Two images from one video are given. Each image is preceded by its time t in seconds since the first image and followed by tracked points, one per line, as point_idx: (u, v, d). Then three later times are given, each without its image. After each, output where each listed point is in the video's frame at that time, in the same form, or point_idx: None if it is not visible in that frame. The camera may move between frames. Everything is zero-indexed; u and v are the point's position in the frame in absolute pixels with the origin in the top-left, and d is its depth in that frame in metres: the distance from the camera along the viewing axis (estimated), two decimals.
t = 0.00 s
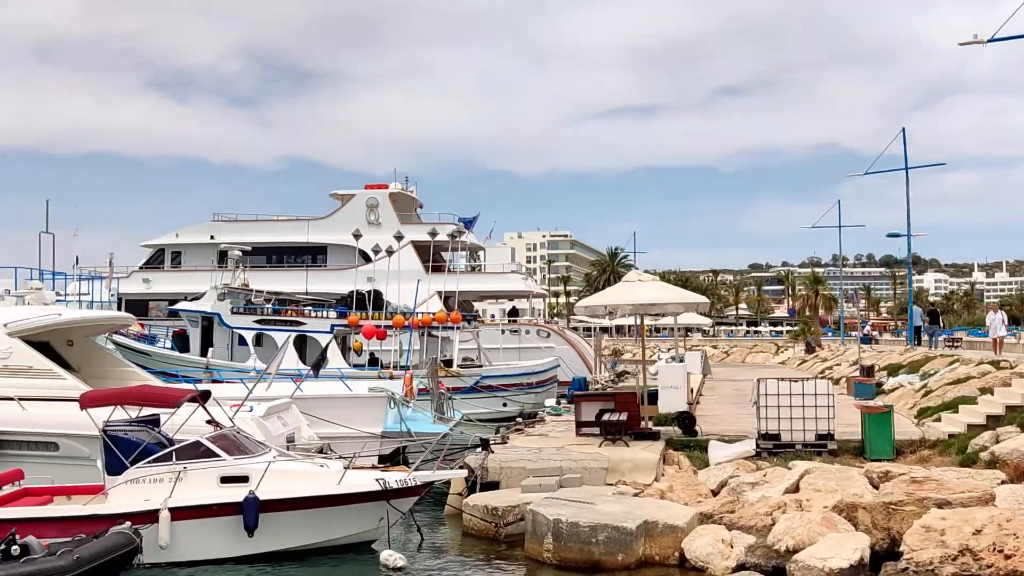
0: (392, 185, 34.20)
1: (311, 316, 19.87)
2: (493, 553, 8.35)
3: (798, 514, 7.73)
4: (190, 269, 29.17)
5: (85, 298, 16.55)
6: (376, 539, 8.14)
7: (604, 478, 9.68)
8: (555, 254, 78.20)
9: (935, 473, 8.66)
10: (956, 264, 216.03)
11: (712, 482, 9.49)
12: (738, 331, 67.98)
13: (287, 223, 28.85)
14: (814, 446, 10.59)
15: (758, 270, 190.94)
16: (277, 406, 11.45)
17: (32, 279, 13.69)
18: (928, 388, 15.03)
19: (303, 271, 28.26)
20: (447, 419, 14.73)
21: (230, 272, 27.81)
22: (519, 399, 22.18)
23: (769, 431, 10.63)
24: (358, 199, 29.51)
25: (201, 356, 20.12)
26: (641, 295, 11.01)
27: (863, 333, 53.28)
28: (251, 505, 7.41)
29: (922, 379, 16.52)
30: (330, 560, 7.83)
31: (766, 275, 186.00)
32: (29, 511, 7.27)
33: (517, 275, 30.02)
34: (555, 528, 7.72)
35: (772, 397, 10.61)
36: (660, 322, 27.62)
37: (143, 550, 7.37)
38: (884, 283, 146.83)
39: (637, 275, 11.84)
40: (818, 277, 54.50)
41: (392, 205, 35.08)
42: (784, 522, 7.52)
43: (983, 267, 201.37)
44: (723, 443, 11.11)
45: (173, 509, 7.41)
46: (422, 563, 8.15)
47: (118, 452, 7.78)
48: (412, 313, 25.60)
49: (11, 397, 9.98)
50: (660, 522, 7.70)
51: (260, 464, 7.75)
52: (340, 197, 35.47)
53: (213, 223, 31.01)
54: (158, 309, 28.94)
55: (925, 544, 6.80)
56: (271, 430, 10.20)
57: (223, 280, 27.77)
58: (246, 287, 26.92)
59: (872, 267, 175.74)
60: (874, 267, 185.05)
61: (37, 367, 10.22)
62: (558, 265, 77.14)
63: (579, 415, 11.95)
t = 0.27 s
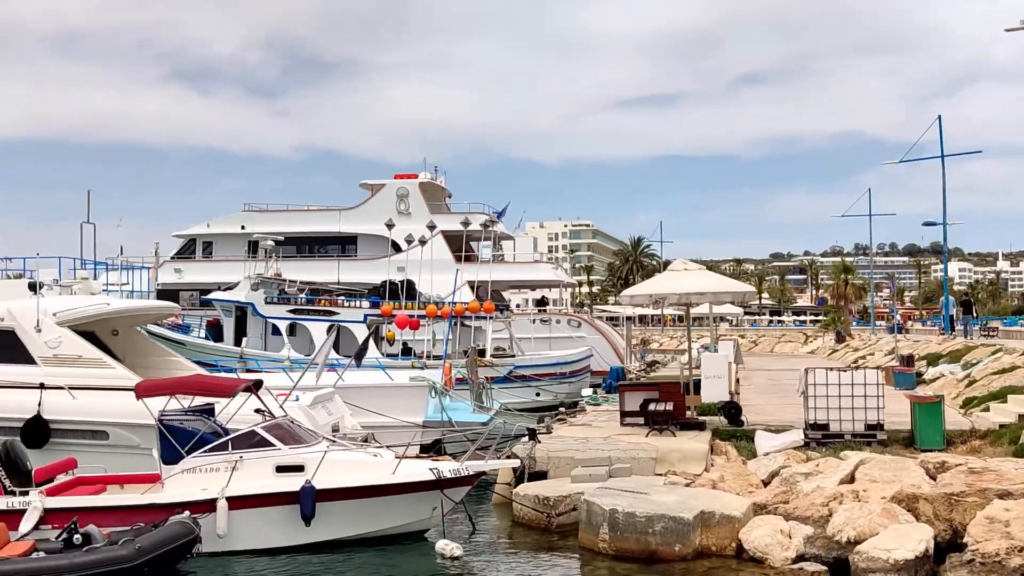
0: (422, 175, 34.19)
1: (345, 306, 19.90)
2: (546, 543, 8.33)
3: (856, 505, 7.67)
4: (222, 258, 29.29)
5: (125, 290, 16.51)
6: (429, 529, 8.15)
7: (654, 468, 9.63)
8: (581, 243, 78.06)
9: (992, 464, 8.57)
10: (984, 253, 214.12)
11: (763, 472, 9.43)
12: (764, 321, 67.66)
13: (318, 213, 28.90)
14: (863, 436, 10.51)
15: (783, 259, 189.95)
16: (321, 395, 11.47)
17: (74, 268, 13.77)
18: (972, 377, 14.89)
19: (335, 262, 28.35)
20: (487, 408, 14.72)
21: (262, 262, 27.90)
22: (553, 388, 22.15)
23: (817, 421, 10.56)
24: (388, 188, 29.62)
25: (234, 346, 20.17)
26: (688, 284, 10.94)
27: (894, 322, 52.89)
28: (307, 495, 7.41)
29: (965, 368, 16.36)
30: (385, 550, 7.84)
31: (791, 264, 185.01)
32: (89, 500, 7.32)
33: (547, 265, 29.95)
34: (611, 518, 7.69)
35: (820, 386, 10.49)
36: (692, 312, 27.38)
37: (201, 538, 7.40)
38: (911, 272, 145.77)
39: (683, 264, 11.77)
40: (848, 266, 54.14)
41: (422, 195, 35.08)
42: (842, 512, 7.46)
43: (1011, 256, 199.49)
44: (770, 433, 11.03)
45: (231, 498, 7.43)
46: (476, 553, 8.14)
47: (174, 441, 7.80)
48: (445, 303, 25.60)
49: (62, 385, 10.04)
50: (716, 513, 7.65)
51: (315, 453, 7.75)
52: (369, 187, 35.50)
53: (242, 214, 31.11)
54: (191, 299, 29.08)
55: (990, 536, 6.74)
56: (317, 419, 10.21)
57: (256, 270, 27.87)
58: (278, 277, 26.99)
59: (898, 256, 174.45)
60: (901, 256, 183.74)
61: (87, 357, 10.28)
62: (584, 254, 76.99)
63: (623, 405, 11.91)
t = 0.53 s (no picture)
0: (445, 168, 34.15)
1: (370, 300, 19.86)
2: (592, 538, 8.28)
3: (910, 500, 7.60)
4: (247, 252, 29.30)
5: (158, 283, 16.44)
6: (475, 523, 8.11)
7: (697, 462, 9.55)
8: (599, 236, 77.92)
9: None
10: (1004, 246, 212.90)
11: (808, 466, 9.37)
12: (784, 314, 67.37)
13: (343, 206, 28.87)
14: (907, 430, 10.40)
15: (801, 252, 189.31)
16: (359, 388, 11.44)
17: (108, 262, 13.79)
18: (1010, 371, 14.75)
19: (359, 256, 28.38)
20: (521, 401, 14.66)
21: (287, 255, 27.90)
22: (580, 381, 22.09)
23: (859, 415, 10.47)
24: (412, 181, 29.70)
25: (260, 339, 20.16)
26: (729, 278, 10.85)
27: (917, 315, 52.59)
28: (356, 489, 7.39)
29: (1000, 362, 16.22)
30: (433, 544, 7.81)
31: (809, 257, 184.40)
32: (140, 494, 7.31)
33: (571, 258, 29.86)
34: (661, 513, 7.62)
35: (862, 379, 10.38)
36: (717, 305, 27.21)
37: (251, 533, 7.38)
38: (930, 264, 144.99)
39: (723, 257, 11.69)
40: (871, 258, 53.85)
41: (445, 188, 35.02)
42: (896, 508, 7.39)
43: None
44: (811, 427, 10.94)
45: (280, 492, 7.41)
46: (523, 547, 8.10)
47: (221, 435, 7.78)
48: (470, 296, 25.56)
49: (103, 379, 10.06)
50: (767, 507, 7.58)
51: (363, 448, 7.73)
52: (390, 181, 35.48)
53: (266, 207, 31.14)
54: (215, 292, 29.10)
55: None
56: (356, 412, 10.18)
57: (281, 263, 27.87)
58: (304, 271, 27.00)
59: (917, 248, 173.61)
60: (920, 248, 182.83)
61: (128, 351, 10.30)
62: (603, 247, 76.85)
63: (661, 398, 11.83)
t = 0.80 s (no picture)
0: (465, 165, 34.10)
1: (394, 297, 19.80)
2: (637, 537, 8.22)
3: (962, 500, 7.54)
4: (269, 249, 29.28)
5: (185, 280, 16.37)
6: (518, 522, 8.06)
7: (738, 461, 9.48)
8: (616, 234, 77.79)
9: None
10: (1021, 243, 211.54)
11: (851, 466, 9.28)
12: (802, 312, 67.07)
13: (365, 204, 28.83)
14: (949, 429, 10.30)
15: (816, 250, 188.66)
16: (394, 386, 11.40)
17: (140, 259, 13.80)
18: None
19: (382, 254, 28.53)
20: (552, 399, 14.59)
21: (310, 252, 27.88)
22: (604, 379, 22.04)
23: (900, 414, 10.39)
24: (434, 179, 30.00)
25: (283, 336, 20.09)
26: (768, 275, 10.77)
27: (936, 313, 52.32)
28: (402, 488, 7.34)
29: None
30: (478, 543, 7.75)
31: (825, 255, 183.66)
32: (186, 493, 7.28)
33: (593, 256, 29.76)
34: (708, 512, 7.55)
35: (904, 378, 10.29)
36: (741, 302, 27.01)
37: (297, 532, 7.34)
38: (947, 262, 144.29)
39: (761, 255, 11.61)
40: (891, 256, 53.59)
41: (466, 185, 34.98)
42: (948, 507, 7.38)
43: None
44: (850, 426, 10.85)
45: (326, 492, 7.37)
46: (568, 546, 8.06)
47: (266, 433, 7.74)
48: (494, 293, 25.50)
49: (141, 376, 10.06)
50: (816, 507, 7.50)
51: (407, 446, 7.69)
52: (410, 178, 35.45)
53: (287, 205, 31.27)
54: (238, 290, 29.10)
55: None
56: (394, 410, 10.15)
57: (303, 261, 27.85)
58: (326, 268, 26.98)
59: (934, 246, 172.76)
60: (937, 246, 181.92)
61: (164, 348, 10.30)
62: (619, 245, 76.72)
63: (696, 397, 11.79)
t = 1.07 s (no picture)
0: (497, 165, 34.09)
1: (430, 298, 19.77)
2: (693, 539, 8.16)
3: None
4: (302, 250, 29.33)
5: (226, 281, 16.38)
6: (573, 523, 8.04)
7: (791, 463, 9.39)
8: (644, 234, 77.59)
9: None
10: None
11: (908, 468, 9.17)
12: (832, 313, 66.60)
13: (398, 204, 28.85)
14: (1004, 432, 10.15)
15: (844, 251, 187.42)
16: (441, 387, 11.37)
17: (184, 259, 13.85)
18: None
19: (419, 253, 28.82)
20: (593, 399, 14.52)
21: (343, 252, 27.92)
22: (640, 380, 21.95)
23: (954, 416, 10.26)
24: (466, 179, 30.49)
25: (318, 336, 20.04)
26: (819, 275, 10.67)
27: (969, 314, 51.85)
28: (460, 489, 7.31)
29: None
30: (535, 545, 7.73)
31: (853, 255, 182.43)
32: (245, 493, 7.27)
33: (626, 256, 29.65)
34: (768, 515, 7.47)
35: (958, 380, 10.17)
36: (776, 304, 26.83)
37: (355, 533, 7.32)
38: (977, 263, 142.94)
39: (811, 255, 11.52)
40: (924, 257, 53.14)
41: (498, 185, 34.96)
42: (1013, 511, 7.41)
43: None
44: (902, 428, 10.73)
45: (384, 492, 7.34)
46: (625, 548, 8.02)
47: (322, 433, 7.74)
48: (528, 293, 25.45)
49: (191, 376, 10.12)
50: (878, 510, 7.39)
51: (464, 447, 7.66)
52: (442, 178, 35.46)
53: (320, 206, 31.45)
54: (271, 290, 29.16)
55: None
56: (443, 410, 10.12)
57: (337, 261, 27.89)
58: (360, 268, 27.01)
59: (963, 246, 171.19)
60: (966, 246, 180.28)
61: (214, 348, 10.35)
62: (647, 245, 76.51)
63: (743, 398, 11.72)
